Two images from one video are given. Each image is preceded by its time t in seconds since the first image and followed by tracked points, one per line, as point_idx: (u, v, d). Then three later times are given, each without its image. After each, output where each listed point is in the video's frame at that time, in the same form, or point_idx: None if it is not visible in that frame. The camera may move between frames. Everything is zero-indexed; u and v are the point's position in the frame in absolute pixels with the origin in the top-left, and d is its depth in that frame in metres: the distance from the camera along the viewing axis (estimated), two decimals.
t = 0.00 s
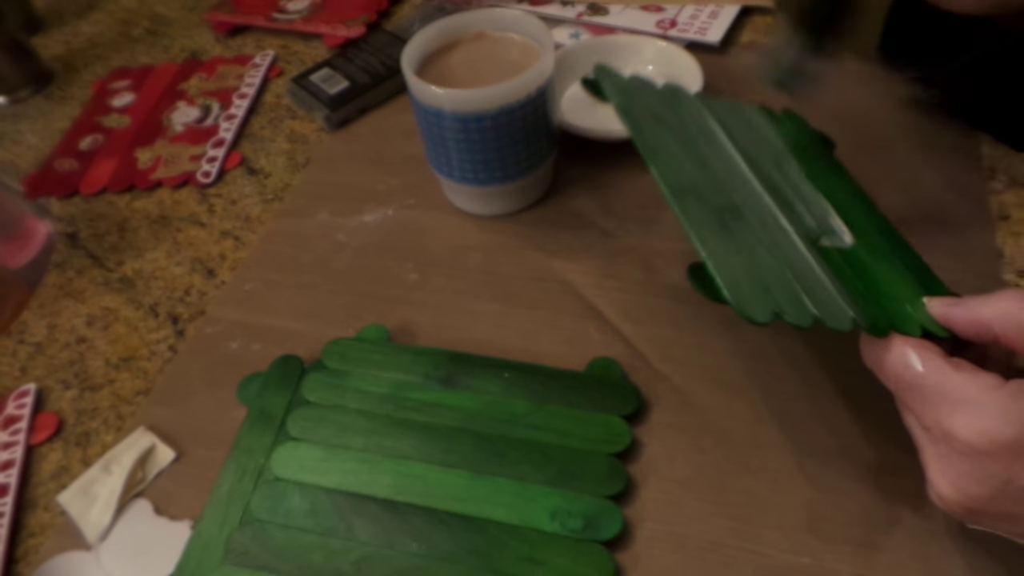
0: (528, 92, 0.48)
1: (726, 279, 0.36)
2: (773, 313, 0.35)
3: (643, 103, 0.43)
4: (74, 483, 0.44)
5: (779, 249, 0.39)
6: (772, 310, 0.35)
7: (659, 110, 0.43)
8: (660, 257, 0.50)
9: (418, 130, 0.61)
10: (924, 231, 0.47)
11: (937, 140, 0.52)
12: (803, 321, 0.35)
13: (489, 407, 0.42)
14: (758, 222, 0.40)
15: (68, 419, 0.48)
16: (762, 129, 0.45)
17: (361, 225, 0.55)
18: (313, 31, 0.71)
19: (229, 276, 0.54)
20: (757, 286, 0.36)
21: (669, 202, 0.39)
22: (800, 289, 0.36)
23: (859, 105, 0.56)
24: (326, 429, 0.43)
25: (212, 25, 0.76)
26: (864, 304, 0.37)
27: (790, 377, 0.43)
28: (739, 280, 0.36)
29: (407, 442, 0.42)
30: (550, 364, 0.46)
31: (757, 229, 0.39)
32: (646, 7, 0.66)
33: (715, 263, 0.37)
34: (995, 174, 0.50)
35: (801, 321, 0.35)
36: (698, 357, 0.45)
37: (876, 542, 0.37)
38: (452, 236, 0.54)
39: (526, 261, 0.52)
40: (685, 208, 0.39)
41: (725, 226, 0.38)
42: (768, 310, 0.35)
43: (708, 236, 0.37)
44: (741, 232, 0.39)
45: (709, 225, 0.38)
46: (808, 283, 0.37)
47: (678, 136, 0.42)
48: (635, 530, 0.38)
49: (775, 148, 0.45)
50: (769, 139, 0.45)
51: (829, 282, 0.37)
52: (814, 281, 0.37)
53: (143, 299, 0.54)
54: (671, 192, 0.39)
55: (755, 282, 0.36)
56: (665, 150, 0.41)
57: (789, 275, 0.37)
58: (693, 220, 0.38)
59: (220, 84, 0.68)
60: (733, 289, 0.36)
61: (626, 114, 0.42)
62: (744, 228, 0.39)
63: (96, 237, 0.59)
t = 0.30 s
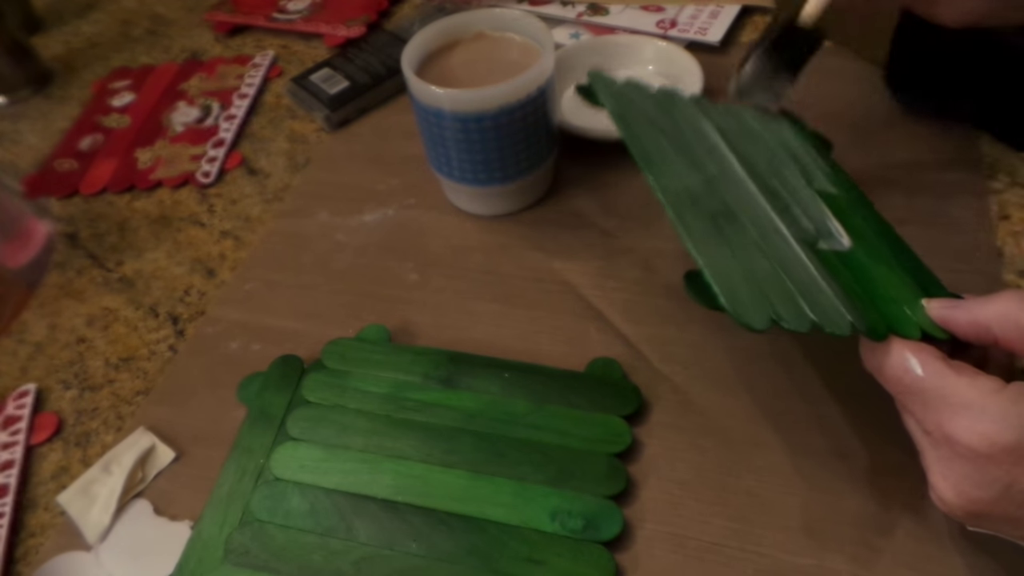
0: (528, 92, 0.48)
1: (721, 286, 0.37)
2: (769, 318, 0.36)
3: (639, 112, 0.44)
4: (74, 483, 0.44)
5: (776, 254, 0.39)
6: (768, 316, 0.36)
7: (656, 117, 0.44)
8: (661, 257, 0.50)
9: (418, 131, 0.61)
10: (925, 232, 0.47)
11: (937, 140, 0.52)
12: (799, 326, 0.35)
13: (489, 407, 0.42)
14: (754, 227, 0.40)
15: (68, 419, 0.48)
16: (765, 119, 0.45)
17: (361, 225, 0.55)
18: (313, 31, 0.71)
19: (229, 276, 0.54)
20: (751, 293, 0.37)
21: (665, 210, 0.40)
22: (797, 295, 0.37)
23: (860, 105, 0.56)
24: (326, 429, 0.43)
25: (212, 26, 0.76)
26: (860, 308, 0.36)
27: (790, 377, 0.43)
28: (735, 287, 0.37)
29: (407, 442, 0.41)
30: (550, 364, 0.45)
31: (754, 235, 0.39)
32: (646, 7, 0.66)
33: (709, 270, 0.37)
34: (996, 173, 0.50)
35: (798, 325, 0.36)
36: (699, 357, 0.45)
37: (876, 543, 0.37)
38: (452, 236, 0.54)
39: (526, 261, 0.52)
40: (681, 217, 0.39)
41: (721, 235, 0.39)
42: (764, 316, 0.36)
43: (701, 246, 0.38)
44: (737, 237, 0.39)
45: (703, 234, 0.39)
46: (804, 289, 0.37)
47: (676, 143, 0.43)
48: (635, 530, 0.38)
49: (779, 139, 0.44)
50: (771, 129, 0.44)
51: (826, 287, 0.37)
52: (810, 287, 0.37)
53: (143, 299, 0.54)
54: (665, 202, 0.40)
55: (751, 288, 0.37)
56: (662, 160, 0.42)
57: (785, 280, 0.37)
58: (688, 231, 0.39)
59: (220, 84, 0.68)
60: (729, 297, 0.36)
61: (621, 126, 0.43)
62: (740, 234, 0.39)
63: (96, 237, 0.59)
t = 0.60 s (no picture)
0: (528, 92, 0.47)
1: (716, 291, 0.37)
2: (766, 324, 0.36)
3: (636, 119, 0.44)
4: (74, 483, 0.43)
5: (774, 258, 0.38)
6: (765, 322, 0.36)
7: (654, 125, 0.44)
8: (661, 257, 0.50)
9: (418, 130, 0.61)
10: (926, 231, 0.47)
11: (937, 140, 0.52)
12: (793, 331, 0.35)
13: (489, 407, 0.42)
14: (752, 231, 0.39)
15: (67, 419, 0.48)
16: (766, 128, 0.45)
17: (361, 225, 0.55)
18: (312, 31, 0.71)
19: (228, 275, 0.54)
20: (748, 299, 0.36)
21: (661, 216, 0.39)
22: (795, 298, 0.37)
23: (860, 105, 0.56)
24: (326, 429, 0.42)
25: (211, 25, 0.76)
26: (862, 309, 0.36)
27: (791, 377, 0.43)
28: (731, 291, 0.37)
29: (406, 442, 0.41)
30: (550, 364, 0.45)
31: (751, 239, 0.39)
32: (646, 6, 0.66)
33: (705, 275, 0.37)
34: (997, 173, 0.49)
35: (796, 330, 0.35)
36: (700, 357, 0.45)
37: (877, 543, 0.36)
38: (453, 236, 0.54)
39: (526, 261, 0.51)
40: (676, 224, 0.39)
41: (718, 240, 0.38)
42: (760, 321, 0.36)
43: (698, 251, 0.38)
44: (734, 241, 0.39)
45: (699, 239, 0.38)
46: (801, 292, 0.37)
47: (672, 149, 0.43)
48: (635, 530, 0.38)
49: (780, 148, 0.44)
50: (773, 139, 0.45)
51: (825, 289, 0.37)
52: (807, 290, 0.37)
53: (142, 299, 0.54)
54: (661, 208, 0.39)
55: (747, 293, 0.37)
56: (659, 164, 0.41)
57: (782, 284, 0.37)
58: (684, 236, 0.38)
59: (219, 83, 0.68)
60: (725, 302, 0.36)
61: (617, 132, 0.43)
62: (738, 239, 0.39)
63: (95, 236, 0.58)
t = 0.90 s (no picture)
0: (528, 92, 0.47)
1: (653, 357, 0.35)
2: (708, 384, 0.34)
3: (576, 200, 0.44)
4: (73, 483, 0.43)
5: (722, 312, 0.37)
6: (707, 383, 0.34)
7: (595, 196, 0.44)
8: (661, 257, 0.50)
9: (418, 130, 0.61)
10: (927, 231, 0.47)
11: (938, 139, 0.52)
12: (743, 387, 0.34)
13: (489, 407, 0.42)
14: (699, 286, 0.38)
15: (67, 419, 0.48)
16: (708, 183, 0.45)
17: (361, 225, 0.55)
18: (312, 31, 0.71)
19: (228, 276, 0.54)
20: (695, 362, 0.35)
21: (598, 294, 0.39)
22: (742, 352, 0.35)
23: (860, 105, 0.56)
24: (325, 429, 0.42)
25: (211, 25, 0.76)
26: (825, 348, 0.35)
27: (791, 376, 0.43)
28: (670, 356, 0.35)
29: (406, 442, 0.41)
30: (551, 364, 0.45)
31: (697, 296, 0.38)
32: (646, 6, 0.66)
33: (643, 342, 0.36)
34: (997, 173, 0.49)
35: (741, 385, 0.34)
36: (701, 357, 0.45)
37: (877, 543, 0.36)
38: (453, 236, 0.54)
39: (526, 260, 0.51)
40: (612, 295, 0.38)
41: (662, 302, 0.38)
42: (701, 384, 0.34)
43: (638, 320, 0.37)
44: (677, 305, 0.37)
45: (641, 306, 0.38)
46: (752, 342, 0.35)
47: (611, 220, 0.42)
48: (635, 530, 0.38)
49: (725, 199, 0.44)
50: (715, 191, 0.45)
51: (778, 335, 0.35)
52: (759, 339, 0.35)
53: (142, 299, 0.54)
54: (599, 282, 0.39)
55: (688, 356, 0.35)
56: (598, 235, 0.41)
57: (729, 341, 0.36)
58: (624, 305, 0.38)
59: (219, 83, 0.68)
60: (665, 368, 0.35)
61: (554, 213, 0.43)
62: (683, 299, 0.38)
63: (94, 236, 0.58)
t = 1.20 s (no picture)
0: (528, 92, 0.47)
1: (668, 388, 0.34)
2: (730, 405, 0.33)
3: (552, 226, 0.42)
4: (73, 483, 0.43)
5: (723, 324, 0.36)
6: (728, 405, 0.33)
7: (567, 217, 0.42)
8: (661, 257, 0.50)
9: (418, 130, 0.61)
10: (927, 231, 0.47)
11: (938, 139, 0.52)
12: (765, 402, 0.33)
13: (489, 407, 0.42)
14: (694, 301, 0.37)
15: (67, 419, 0.48)
16: (680, 184, 0.44)
17: (361, 225, 0.55)
18: (312, 31, 0.71)
19: (228, 276, 0.54)
20: (708, 387, 0.33)
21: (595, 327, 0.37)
22: (754, 363, 0.34)
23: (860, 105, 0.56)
24: (325, 429, 0.42)
25: (211, 25, 0.76)
26: (831, 344, 0.34)
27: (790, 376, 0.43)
28: (685, 382, 0.34)
29: (406, 442, 0.41)
30: (551, 364, 0.45)
31: (694, 313, 0.37)
32: (646, 6, 0.66)
33: (653, 372, 0.35)
34: (997, 173, 0.49)
35: (763, 400, 0.33)
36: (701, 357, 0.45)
37: (877, 543, 0.36)
38: (453, 236, 0.54)
39: (526, 261, 0.51)
40: (611, 328, 0.37)
41: (660, 327, 0.36)
42: (724, 407, 0.33)
43: (643, 351, 0.35)
44: (678, 326, 0.36)
45: (642, 336, 0.36)
46: (760, 351, 0.34)
47: (591, 245, 0.41)
48: (635, 530, 0.38)
49: (701, 199, 0.43)
50: (688, 192, 0.44)
51: (785, 340, 0.34)
52: (767, 347, 0.34)
53: (142, 299, 0.54)
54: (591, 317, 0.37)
55: (703, 379, 0.34)
56: (581, 266, 0.40)
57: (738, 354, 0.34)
58: (622, 336, 0.36)
59: (220, 83, 0.68)
60: (683, 396, 0.33)
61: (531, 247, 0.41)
62: (681, 319, 0.37)
63: (94, 236, 0.58)
